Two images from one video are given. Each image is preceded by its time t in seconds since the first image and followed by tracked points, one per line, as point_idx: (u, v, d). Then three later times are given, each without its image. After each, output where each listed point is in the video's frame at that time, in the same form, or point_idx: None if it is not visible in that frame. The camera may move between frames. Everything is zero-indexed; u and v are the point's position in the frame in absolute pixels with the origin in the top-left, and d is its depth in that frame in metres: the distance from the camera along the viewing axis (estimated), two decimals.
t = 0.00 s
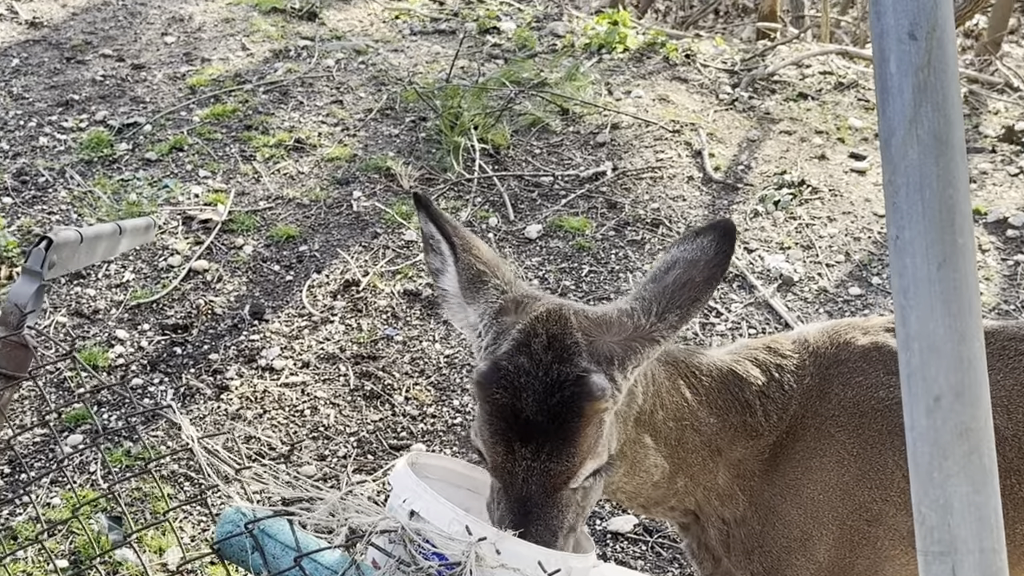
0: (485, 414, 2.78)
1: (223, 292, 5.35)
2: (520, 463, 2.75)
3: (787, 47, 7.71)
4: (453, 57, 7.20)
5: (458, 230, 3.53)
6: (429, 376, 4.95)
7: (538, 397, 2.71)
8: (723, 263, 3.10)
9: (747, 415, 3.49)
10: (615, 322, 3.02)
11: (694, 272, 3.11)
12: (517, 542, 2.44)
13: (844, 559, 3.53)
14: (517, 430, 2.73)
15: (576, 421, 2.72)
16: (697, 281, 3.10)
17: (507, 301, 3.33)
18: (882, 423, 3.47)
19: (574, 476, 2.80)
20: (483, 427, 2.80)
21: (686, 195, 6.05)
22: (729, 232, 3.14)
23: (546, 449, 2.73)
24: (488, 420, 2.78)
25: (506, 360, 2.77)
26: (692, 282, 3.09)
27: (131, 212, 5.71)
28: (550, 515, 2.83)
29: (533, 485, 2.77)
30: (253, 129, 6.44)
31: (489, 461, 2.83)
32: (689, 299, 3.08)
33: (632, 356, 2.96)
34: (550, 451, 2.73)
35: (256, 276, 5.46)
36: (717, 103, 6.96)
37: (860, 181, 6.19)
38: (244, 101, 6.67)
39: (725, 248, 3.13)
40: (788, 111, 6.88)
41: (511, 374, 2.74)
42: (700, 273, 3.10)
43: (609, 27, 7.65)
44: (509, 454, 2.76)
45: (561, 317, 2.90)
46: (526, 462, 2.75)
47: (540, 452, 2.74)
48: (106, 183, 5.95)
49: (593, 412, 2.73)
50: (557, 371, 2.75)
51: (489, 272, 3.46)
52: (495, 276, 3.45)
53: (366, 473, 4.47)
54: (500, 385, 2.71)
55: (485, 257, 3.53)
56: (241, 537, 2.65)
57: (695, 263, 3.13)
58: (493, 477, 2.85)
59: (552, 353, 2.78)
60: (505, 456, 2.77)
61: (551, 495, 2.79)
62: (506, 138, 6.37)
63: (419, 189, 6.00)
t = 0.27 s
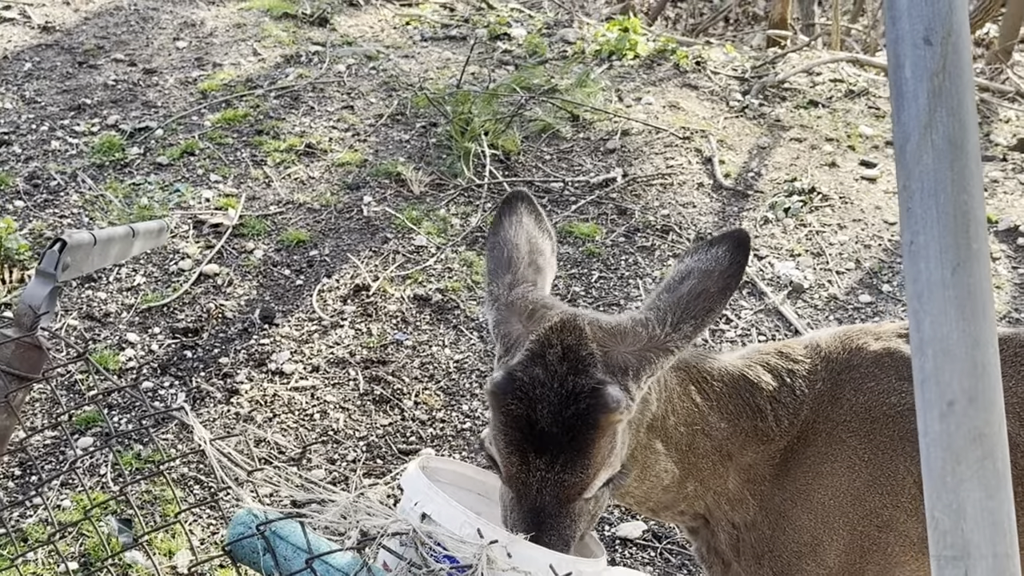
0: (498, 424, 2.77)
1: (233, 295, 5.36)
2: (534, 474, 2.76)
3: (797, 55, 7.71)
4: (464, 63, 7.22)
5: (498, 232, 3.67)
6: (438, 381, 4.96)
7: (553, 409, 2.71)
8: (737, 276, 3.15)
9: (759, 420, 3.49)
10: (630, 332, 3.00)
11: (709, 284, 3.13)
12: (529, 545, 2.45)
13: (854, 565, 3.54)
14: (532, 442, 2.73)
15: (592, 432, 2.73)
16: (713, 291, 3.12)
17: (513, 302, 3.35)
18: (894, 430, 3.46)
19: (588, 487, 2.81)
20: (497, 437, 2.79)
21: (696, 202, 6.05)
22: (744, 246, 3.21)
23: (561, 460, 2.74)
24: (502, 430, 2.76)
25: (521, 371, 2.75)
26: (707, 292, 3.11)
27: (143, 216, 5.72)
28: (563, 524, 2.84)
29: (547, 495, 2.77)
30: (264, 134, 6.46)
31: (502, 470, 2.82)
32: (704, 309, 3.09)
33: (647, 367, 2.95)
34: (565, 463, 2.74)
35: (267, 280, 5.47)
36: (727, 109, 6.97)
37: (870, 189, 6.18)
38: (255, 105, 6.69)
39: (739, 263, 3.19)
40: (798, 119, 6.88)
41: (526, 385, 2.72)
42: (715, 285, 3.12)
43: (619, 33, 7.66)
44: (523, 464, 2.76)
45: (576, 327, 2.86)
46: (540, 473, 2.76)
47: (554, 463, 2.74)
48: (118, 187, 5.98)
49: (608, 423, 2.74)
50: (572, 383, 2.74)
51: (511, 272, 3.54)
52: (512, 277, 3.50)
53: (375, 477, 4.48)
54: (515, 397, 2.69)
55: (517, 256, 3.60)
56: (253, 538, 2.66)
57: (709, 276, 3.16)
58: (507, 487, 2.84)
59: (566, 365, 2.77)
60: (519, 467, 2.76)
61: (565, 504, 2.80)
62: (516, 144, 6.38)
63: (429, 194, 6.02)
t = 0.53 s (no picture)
0: (509, 426, 2.78)
1: (241, 298, 5.37)
2: (541, 476, 2.76)
3: (805, 60, 7.71)
4: (472, 67, 7.23)
5: (508, 228, 3.64)
6: (445, 384, 4.96)
7: (561, 412, 2.72)
8: (755, 285, 3.11)
9: (766, 424, 3.48)
10: (641, 338, 3.01)
11: (725, 294, 3.12)
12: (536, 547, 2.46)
13: (861, 569, 3.53)
14: (540, 443, 2.74)
15: (600, 436, 2.72)
16: (728, 302, 3.10)
17: (524, 305, 3.35)
18: (901, 433, 3.46)
19: (594, 491, 2.80)
20: (507, 439, 2.80)
21: (703, 206, 6.05)
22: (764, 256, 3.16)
23: (568, 463, 2.74)
24: (512, 432, 2.77)
25: (532, 373, 2.76)
26: (722, 303, 3.10)
27: (151, 219, 5.74)
28: (569, 529, 2.83)
29: (553, 497, 2.76)
30: (273, 137, 6.47)
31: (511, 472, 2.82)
32: (718, 320, 3.08)
33: (658, 372, 2.95)
34: (572, 466, 2.74)
35: (274, 283, 5.48)
36: (735, 114, 6.97)
37: (878, 194, 6.18)
38: (263, 109, 6.71)
39: (758, 272, 3.15)
40: (806, 124, 6.88)
41: (536, 388, 2.73)
42: (731, 295, 3.10)
43: (627, 38, 7.67)
44: (531, 467, 2.76)
45: (589, 331, 2.88)
46: (547, 475, 2.76)
47: (561, 466, 2.74)
48: (127, 189, 5.99)
49: (616, 427, 2.73)
50: (582, 387, 2.75)
51: (527, 267, 3.52)
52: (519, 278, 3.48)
53: (382, 480, 4.48)
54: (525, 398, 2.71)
55: (527, 255, 3.56)
56: (261, 539, 2.66)
57: (726, 285, 3.14)
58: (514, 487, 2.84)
59: (577, 368, 2.78)
60: (527, 469, 2.77)
61: (571, 508, 2.79)
62: (524, 148, 6.39)
63: (437, 198, 6.03)
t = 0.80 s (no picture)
0: (503, 409, 2.80)
1: (246, 298, 5.37)
2: (534, 462, 2.79)
3: (812, 62, 7.70)
4: (478, 68, 7.23)
5: (515, 221, 3.63)
6: (449, 385, 4.96)
7: (554, 396, 2.72)
8: (767, 288, 2.99)
9: (773, 425, 3.48)
10: (637, 326, 3.01)
11: (735, 290, 3.03)
12: (538, 546, 2.47)
13: (868, 571, 3.52)
14: (532, 428, 2.75)
15: (591, 422, 2.72)
16: (734, 299, 3.02)
17: (525, 294, 3.33)
18: (908, 435, 3.44)
19: (585, 476, 2.83)
20: (502, 421, 2.83)
21: (709, 208, 6.03)
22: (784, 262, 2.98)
23: (559, 449, 2.76)
24: (507, 415, 2.80)
25: (528, 358, 2.77)
26: (728, 299, 3.02)
27: (157, 219, 5.74)
28: (563, 513, 2.89)
29: (545, 484, 2.81)
30: (278, 138, 6.47)
31: (507, 455, 2.86)
32: (717, 313, 3.02)
33: (654, 359, 2.94)
34: (563, 452, 2.76)
35: (280, 284, 5.49)
36: (741, 116, 6.96)
37: (884, 196, 6.16)
38: (269, 109, 6.71)
39: (775, 276, 3.00)
40: (813, 126, 6.87)
41: (531, 371, 2.74)
42: (740, 293, 3.01)
43: (633, 40, 7.66)
44: (524, 452, 2.79)
45: (587, 319, 2.88)
46: (539, 461, 2.79)
47: (553, 451, 2.77)
48: (132, 190, 6.00)
49: (608, 415, 2.73)
50: (576, 372, 2.74)
51: (533, 255, 3.48)
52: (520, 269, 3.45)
53: (386, 480, 4.48)
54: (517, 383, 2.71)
55: (530, 244, 3.52)
56: (263, 538, 2.65)
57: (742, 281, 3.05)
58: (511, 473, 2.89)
59: (573, 353, 2.78)
60: (520, 454, 2.80)
61: (564, 493, 2.84)
62: (529, 149, 6.38)
63: (442, 199, 6.03)
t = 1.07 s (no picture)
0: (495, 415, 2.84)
1: (251, 299, 5.38)
2: (520, 466, 2.80)
3: (818, 63, 7.68)
4: (484, 69, 7.23)
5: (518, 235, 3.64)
6: (454, 385, 4.96)
7: (541, 401, 2.75)
8: (759, 292, 2.98)
9: (778, 428, 3.48)
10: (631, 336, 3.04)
11: (727, 297, 3.02)
12: (540, 547, 2.46)
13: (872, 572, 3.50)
14: (519, 432, 2.77)
15: (577, 426, 2.74)
16: (728, 305, 3.02)
17: (523, 307, 3.33)
18: (911, 434, 3.43)
19: (572, 484, 2.83)
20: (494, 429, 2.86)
21: (715, 209, 6.02)
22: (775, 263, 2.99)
23: (544, 454, 2.77)
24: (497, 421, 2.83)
25: (518, 363, 2.81)
26: (722, 306, 3.01)
27: (162, 219, 5.75)
28: (551, 524, 2.87)
29: (531, 489, 2.81)
30: (284, 139, 6.48)
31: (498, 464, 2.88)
32: (714, 321, 3.01)
33: (647, 367, 2.95)
34: (548, 456, 2.77)
35: (285, 284, 5.49)
36: (747, 117, 6.94)
37: (890, 197, 6.14)
38: (275, 110, 6.71)
39: (767, 278, 3.00)
40: (819, 126, 6.85)
41: (520, 376, 2.78)
42: (732, 299, 3.01)
43: (639, 40, 7.65)
44: (510, 456, 2.81)
45: (579, 327, 2.91)
46: (525, 465, 2.80)
47: (538, 456, 2.77)
48: (138, 190, 6.00)
49: (593, 419, 2.75)
50: (564, 377, 2.77)
51: (533, 268, 3.48)
52: (520, 281, 3.46)
53: (391, 480, 4.47)
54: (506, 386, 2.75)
55: (531, 257, 3.52)
56: (265, 538, 2.65)
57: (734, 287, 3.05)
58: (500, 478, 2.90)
59: (562, 359, 2.81)
60: (506, 458, 2.82)
61: (550, 502, 2.83)
62: (535, 150, 6.37)
63: (448, 200, 6.02)
